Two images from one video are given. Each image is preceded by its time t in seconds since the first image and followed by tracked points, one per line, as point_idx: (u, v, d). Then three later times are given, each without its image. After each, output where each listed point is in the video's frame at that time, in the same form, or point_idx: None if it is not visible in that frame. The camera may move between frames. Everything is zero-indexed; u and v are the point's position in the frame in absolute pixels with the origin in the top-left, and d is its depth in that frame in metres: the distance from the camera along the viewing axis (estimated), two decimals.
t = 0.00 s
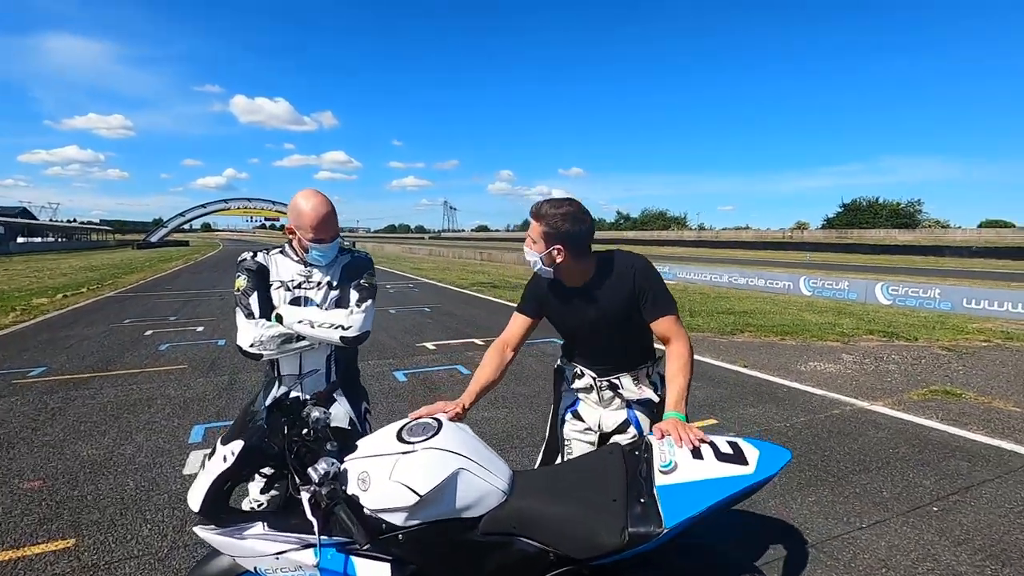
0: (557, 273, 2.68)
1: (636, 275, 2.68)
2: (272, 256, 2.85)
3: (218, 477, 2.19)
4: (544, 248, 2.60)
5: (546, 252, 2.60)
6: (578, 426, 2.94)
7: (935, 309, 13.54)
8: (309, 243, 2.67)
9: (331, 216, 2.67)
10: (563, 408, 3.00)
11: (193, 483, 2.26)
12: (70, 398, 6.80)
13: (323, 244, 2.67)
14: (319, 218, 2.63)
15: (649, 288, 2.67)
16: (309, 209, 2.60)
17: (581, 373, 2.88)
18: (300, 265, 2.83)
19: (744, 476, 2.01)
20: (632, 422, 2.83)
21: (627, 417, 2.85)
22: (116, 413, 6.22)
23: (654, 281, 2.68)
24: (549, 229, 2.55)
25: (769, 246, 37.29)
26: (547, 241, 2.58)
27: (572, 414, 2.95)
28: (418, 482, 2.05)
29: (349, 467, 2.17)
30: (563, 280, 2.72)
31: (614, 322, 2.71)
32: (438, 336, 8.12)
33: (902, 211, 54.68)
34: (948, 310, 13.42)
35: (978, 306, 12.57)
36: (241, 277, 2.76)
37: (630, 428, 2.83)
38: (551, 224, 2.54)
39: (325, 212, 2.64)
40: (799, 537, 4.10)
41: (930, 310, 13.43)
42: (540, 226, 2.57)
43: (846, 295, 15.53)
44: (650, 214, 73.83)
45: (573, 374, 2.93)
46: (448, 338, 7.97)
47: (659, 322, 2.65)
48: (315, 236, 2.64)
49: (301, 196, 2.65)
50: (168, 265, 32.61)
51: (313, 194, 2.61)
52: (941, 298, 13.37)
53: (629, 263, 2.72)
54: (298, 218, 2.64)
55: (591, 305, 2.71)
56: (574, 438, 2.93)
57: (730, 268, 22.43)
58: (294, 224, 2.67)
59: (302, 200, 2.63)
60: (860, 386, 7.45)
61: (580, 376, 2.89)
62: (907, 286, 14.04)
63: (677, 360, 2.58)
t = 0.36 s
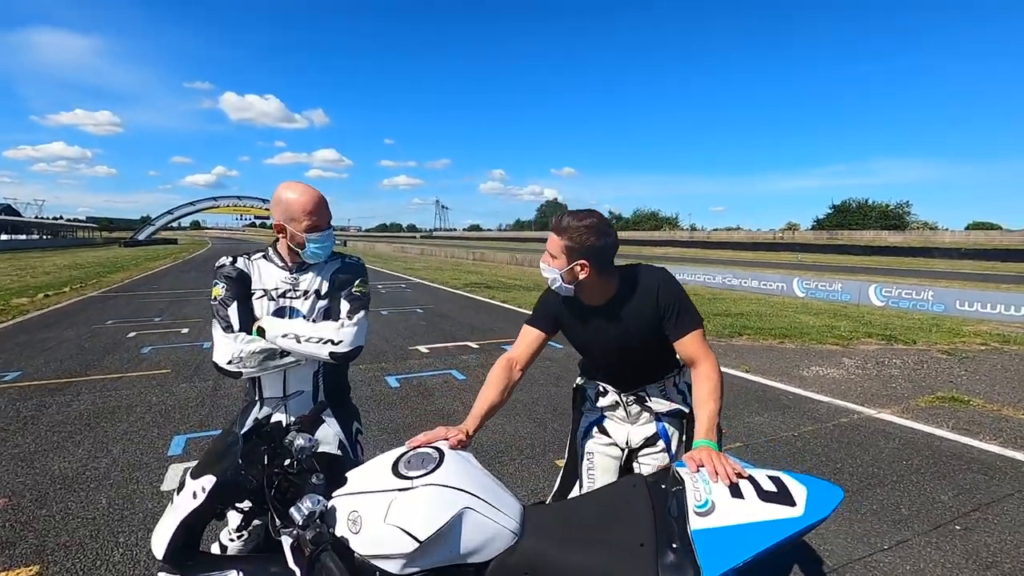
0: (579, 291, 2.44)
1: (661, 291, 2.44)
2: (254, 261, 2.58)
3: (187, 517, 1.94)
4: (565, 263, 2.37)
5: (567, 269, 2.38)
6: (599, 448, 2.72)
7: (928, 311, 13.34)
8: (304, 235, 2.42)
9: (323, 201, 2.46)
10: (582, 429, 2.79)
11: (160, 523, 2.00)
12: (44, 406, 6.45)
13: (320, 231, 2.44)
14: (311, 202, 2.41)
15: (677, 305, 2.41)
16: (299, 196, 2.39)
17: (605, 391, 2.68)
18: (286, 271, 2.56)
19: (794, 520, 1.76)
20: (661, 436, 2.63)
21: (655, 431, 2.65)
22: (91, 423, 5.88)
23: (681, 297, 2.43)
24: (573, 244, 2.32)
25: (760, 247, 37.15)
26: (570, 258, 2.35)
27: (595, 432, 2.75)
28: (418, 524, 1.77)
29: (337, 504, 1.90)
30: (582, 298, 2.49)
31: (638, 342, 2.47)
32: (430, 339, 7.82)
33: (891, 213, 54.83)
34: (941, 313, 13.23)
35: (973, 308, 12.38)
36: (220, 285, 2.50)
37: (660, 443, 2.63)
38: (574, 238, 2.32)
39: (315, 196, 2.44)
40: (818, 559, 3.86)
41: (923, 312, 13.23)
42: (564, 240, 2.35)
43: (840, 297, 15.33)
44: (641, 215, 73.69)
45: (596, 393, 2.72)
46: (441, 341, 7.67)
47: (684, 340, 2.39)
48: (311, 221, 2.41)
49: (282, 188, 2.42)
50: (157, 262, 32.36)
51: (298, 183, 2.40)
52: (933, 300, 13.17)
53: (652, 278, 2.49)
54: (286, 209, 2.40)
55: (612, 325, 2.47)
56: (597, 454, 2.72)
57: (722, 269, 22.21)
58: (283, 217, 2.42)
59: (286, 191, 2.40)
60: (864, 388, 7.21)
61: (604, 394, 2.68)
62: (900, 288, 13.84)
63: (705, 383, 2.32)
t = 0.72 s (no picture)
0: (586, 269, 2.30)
1: (668, 269, 2.30)
2: (233, 239, 2.36)
3: (169, 514, 1.77)
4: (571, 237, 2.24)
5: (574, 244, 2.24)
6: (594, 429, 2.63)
7: (896, 297, 13.54)
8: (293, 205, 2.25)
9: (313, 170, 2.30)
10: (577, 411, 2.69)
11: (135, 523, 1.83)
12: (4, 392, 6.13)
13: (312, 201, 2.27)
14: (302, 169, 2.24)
15: (685, 286, 2.28)
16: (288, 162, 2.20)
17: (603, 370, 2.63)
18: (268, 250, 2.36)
19: (822, 512, 1.69)
20: (658, 419, 2.59)
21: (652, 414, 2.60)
22: (56, 410, 5.60)
23: (689, 277, 2.29)
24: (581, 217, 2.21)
25: (733, 234, 37.49)
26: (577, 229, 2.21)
27: (591, 413, 2.66)
28: (424, 521, 1.65)
29: (335, 499, 1.76)
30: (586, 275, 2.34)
31: (643, 323, 2.34)
32: (410, 323, 7.64)
33: (859, 201, 55.80)
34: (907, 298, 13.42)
35: (937, 294, 12.60)
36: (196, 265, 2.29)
37: (659, 424, 2.59)
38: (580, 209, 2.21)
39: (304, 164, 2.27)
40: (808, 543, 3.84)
41: (891, 298, 13.43)
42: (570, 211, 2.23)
43: (812, 283, 15.48)
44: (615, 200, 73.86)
45: (595, 372, 2.66)
46: (421, 324, 7.50)
47: (692, 321, 2.27)
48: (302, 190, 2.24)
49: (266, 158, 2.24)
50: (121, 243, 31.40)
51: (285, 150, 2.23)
52: (901, 286, 13.36)
53: (658, 255, 2.35)
54: (273, 178, 2.22)
55: (615, 304, 2.33)
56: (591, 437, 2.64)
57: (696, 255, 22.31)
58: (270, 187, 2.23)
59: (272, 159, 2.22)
60: (843, 370, 7.24)
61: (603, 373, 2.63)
62: (869, 274, 14.03)
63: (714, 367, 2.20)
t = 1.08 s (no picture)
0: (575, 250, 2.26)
1: (649, 245, 2.26)
2: (204, 221, 2.20)
3: (162, 519, 1.65)
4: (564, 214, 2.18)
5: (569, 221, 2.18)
6: (566, 406, 2.60)
7: (821, 276, 14.24)
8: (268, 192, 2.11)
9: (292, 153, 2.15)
10: (548, 385, 2.63)
11: (119, 531, 1.69)
12: None
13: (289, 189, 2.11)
14: (280, 153, 2.08)
15: (668, 263, 2.23)
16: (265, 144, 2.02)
17: (572, 345, 2.54)
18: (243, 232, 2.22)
19: (825, 474, 1.76)
20: (622, 395, 2.48)
21: (618, 391, 2.50)
22: None
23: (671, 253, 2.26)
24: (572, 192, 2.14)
25: (665, 219, 38.50)
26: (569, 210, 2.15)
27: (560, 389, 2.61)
28: (444, 508, 1.61)
29: (345, 491, 1.69)
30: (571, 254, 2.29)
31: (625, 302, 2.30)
32: (360, 312, 7.43)
33: (780, 186, 58.42)
34: (832, 276, 14.09)
35: (860, 272, 13.33)
36: (165, 250, 2.12)
37: (623, 402, 2.48)
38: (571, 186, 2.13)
39: (284, 147, 2.11)
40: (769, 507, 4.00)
41: (817, 277, 14.12)
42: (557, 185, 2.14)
43: (745, 263, 16.08)
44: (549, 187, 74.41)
45: (563, 348, 2.57)
46: (373, 313, 7.31)
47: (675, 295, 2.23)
48: (279, 176, 2.08)
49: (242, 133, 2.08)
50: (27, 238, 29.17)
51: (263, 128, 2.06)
52: (827, 265, 14.07)
53: (639, 232, 2.30)
54: (250, 159, 2.06)
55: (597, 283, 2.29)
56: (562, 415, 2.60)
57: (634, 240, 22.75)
58: (244, 169, 2.07)
59: (249, 138, 2.05)
60: (784, 343, 7.55)
61: (570, 349, 2.54)
62: (797, 254, 14.70)
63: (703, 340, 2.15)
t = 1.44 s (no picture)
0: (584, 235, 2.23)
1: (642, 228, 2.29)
2: (185, 221, 2.08)
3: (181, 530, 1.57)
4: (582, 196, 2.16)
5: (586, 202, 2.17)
6: (557, 393, 2.62)
7: (745, 263, 14.95)
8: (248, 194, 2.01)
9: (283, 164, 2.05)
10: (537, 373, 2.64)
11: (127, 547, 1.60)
12: None
13: (267, 199, 2.00)
14: (267, 160, 1.99)
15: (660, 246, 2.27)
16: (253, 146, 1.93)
17: (561, 332, 2.58)
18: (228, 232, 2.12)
19: (821, 437, 1.90)
20: (611, 378, 2.53)
21: (606, 373, 2.55)
22: None
23: (660, 234, 2.31)
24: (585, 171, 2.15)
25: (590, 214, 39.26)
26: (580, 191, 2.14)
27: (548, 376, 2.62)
28: (477, 496, 1.62)
29: (370, 488, 1.67)
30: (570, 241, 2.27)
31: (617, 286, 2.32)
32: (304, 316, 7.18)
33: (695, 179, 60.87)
34: (755, 263, 14.83)
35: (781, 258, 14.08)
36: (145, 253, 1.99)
37: (612, 383, 2.52)
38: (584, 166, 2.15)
39: (277, 156, 2.02)
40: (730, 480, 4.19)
41: (742, 264, 14.81)
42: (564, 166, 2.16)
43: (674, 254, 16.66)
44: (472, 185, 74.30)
45: (552, 334, 2.60)
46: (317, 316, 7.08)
47: (664, 275, 2.29)
48: (259, 183, 1.98)
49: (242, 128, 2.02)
50: None
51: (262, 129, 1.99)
52: (750, 252, 14.80)
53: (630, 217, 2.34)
54: (235, 156, 1.97)
55: (592, 269, 2.29)
56: (553, 402, 2.62)
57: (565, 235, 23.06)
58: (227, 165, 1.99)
59: (243, 136, 1.98)
60: (723, 326, 7.92)
61: (559, 336, 2.58)
62: (722, 244, 15.37)
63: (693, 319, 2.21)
